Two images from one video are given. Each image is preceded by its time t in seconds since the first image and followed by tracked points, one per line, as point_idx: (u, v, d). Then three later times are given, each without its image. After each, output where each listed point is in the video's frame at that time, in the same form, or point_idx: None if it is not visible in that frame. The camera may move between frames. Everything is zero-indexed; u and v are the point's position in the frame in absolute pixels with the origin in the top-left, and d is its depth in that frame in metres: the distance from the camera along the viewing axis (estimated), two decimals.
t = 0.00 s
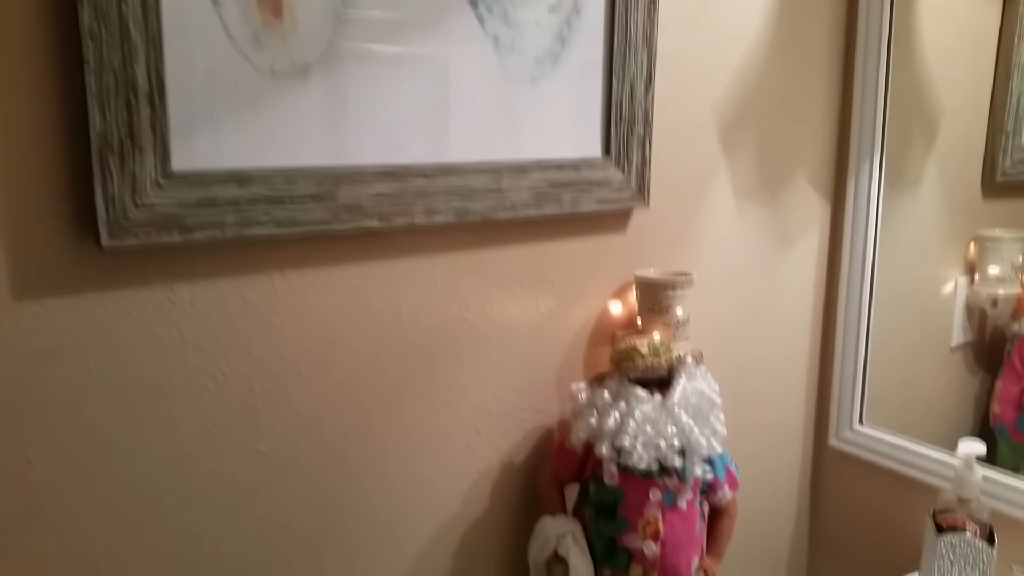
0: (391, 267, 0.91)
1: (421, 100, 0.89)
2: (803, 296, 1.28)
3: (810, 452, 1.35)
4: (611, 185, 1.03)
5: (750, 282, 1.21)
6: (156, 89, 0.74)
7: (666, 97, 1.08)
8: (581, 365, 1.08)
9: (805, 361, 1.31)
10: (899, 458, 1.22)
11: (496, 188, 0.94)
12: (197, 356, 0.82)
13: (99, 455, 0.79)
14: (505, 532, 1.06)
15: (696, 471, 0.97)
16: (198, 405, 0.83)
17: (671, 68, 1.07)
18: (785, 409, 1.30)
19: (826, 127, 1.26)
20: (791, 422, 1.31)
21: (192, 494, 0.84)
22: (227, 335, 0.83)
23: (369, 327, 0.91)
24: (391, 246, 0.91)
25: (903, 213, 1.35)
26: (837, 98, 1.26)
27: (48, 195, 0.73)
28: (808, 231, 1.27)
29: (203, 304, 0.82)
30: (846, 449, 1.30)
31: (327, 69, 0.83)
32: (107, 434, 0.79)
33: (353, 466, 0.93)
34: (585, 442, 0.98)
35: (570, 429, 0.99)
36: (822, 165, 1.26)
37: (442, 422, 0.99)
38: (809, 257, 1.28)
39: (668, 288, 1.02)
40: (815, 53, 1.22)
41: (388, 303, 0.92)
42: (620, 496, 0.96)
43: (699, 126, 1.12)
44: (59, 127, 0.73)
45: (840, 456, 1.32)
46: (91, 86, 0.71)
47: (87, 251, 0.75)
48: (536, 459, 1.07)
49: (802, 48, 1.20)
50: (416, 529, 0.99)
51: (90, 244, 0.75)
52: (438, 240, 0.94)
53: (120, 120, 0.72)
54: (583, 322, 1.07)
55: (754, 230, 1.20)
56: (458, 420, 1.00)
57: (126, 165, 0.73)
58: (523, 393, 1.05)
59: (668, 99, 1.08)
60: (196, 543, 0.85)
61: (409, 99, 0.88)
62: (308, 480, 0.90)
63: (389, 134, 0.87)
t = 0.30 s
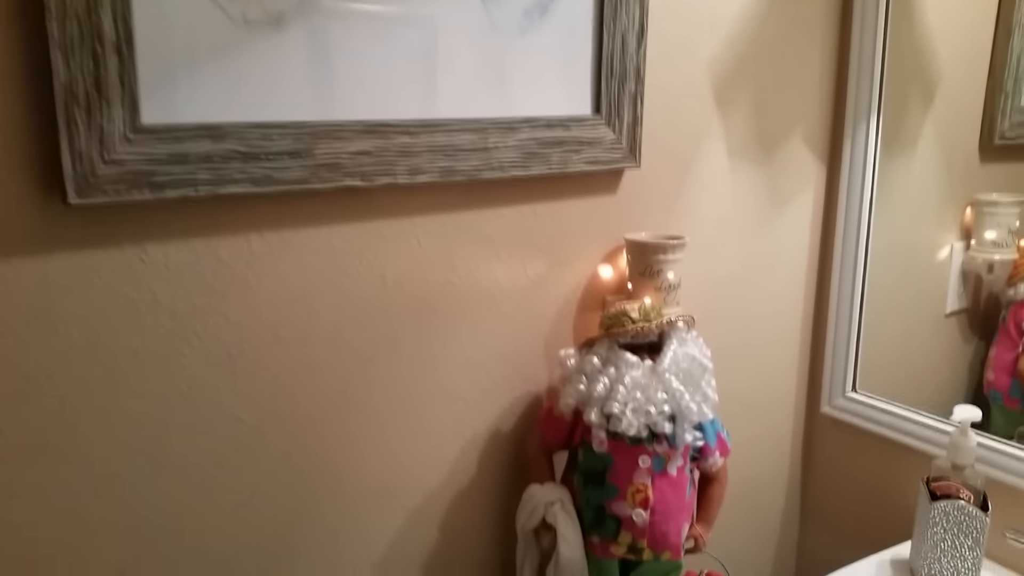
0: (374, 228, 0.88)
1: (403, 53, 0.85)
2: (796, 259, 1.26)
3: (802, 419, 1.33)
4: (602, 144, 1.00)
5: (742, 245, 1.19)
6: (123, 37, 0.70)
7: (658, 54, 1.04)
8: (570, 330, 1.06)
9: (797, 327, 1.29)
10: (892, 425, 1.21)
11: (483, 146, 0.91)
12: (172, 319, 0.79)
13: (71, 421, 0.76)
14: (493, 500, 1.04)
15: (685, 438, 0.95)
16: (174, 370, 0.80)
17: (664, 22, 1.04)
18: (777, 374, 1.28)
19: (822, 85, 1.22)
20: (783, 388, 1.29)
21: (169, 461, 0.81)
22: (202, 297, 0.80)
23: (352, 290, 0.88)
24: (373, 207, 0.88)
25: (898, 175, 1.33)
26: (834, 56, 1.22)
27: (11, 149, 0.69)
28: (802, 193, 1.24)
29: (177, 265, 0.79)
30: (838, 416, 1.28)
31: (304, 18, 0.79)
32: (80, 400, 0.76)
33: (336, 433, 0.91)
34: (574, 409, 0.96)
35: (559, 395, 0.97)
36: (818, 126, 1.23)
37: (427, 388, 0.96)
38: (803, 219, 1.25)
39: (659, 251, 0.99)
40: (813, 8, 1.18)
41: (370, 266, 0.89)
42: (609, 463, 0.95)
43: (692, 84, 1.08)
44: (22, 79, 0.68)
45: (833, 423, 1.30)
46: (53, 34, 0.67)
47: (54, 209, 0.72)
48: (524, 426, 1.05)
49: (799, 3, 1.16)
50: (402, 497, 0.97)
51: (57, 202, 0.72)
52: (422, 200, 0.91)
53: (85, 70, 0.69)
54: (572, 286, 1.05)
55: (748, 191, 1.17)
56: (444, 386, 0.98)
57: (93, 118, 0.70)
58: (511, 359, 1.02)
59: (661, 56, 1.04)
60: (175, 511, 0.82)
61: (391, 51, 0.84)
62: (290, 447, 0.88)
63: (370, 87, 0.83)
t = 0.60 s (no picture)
0: (359, 207, 0.86)
1: (388, 25, 0.82)
2: (793, 240, 1.24)
3: (799, 401, 1.32)
4: (594, 121, 0.97)
5: (738, 225, 1.16)
6: (95, 7, 0.67)
7: (652, 29, 1.02)
8: (562, 312, 1.04)
9: (794, 309, 1.27)
10: (889, 407, 1.19)
11: (471, 122, 0.88)
12: (150, 301, 0.77)
13: (47, 406, 0.74)
14: (484, 485, 1.02)
15: (680, 421, 0.93)
16: (153, 354, 0.78)
17: None
18: (773, 357, 1.26)
19: (819, 62, 1.20)
20: (779, 371, 1.28)
21: (149, 447, 0.79)
22: (182, 279, 0.78)
23: (337, 271, 0.86)
24: (358, 185, 0.85)
25: (897, 155, 1.31)
26: (831, 31, 1.20)
27: None
28: (799, 172, 1.22)
29: (156, 245, 0.76)
30: (835, 398, 1.27)
31: None
32: (56, 385, 0.74)
33: (322, 417, 0.89)
34: (567, 392, 0.94)
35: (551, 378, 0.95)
36: (815, 104, 1.21)
37: (416, 372, 0.94)
38: (800, 199, 1.23)
39: (653, 231, 0.97)
40: None
41: (356, 247, 0.87)
42: (602, 447, 0.93)
43: (687, 60, 1.06)
44: None
45: (829, 405, 1.29)
46: (21, 3, 0.64)
47: (26, 187, 0.69)
48: (515, 410, 1.03)
49: None
50: (391, 483, 0.95)
51: (29, 180, 0.69)
52: (409, 179, 0.89)
53: (55, 41, 0.66)
54: (564, 268, 1.03)
55: (744, 170, 1.15)
56: (433, 370, 0.95)
57: (64, 92, 0.67)
58: (501, 342, 1.00)
59: (655, 30, 1.02)
60: (156, 498, 0.81)
61: (375, 24, 0.81)
62: (274, 432, 0.86)
63: (354, 61, 0.81)
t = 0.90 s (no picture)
0: (353, 173, 0.84)
1: None
2: (797, 208, 1.22)
3: (801, 372, 1.30)
4: (595, 85, 0.94)
5: (742, 193, 1.14)
6: None
7: None
8: (562, 282, 1.02)
9: (798, 279, 1.25)
10: (894, 378, 1.18)
11: (468, 85, 0.86)
12: (139, 269, 0.75)
13: (35, 377, 0.72)
14: (482, 457, 1.01)
15: (682, 391, 0.91)
16: (142, 323, 0.76)
17: None
18: (776, 328, 1.24)
19: (826, 25, 1.17)
20: (781, 342, 1.26)
21: (139, 417, 0.78)
22: (170, 246, 0.76)
23: (330, 239, 0.84)
24: (351, 150, 0.83)
25: (903, 122, 1.29)
26: None
27: None
28: (805, 139, 1.19)
29: (143, 211, 0.74)
30: (838, 370, 1.25)
31: None
32: (41, 354, 0.72)
33: (316, 388, 0.87)
34: (566, 362, 0.93)
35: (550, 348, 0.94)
36: (821, 68, 1.18)
37: (411, 342, 0.92)
38: (805, 167, 1.21)
39: (655, 198, 0.95)
40: None
41: (350, 214, 0.85)
42: (602, 418, 0.91)
43: (691, 22, 1.03)
44: None
45: (832, 376, 1.27)
46: None
47: (7, 150, 0.67)
48: (514, 381, 1.01)
49: None
50: (387, 455, 0.94)
51: (9, 143, 0.67)
52: (404, 143, 0.86)
53: None
54: (564, 236, 1.00)
55: (748, 136, 1.12)
56: (430, 340, 0.94)
57: (44, 50, 0.65)
58: (499, 312, 0.98)
59: None
60: (149, 470, 0.79)
61: None
62: (268, 403, 0.85)
63: (346, 20, 0.78)
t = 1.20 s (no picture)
0: (333, 144, 0.82)
1: None
2: (788, 179, 1.20)
3: (793, 345, 1.29)
4: (582, 52, 0.92)
5: (733, 163, 1.12)
6: None
7: None
8: (550, 256, 1.00)
9: (790, 251, 1.24)
10: (887, 350, 1.16)
11: (451, 52, 0.83)
12: (113, 243, 0.73)
13: (7, 354, 0.70)
14: (471, 434, 1.00)
15: (672, 364, 0.90)
16: (118, 299, 0.74)
17: None
18: (767, 301, 1.23)
19: None
20: (773, 315, 1.24)
21: (116, 395, 0.76)
22: (146, 219, 0.74)
23: (311, 211, 0.82)
24: (332, 119, 0.81)
25: (896, 93, 1.27)
26: None
27: None
28: (797, 108, 1.17)
29: (116, 183, 0.72)
30: (830, 343, 1.24)
31: None
32: (13, 331, 0.70)
33: (300, 364, 0.85)
34: (555, 336, 0.91)
35: (538, 323, 0.92)
36: (813, 36, 1.16)
37: (396, 318, 0.91)
38: (797, 137, 1.19)
39: (645, 167, 0.93)
40: None
41: (331, 186, 0.83)
42: (592, 392, 0.90)
43: None
44: None
45: (824, 349, 1.26)
46: None
47: None
48: (503, 357, 1.00)
49: None
50: (373, 433, 0.92)
51: None
52: (386, 113, 0.84)
53: None
54: (552, 208, 0.98)
55: (739, 105, 1.10)
56: (416, 315, 0.92)
57: (7, 15, 0.62)
58: (487, 286, 0.96)
59: None
60: (128, 448, 0.78)
61: None
62: (250, 379, 0.83)
63: None
